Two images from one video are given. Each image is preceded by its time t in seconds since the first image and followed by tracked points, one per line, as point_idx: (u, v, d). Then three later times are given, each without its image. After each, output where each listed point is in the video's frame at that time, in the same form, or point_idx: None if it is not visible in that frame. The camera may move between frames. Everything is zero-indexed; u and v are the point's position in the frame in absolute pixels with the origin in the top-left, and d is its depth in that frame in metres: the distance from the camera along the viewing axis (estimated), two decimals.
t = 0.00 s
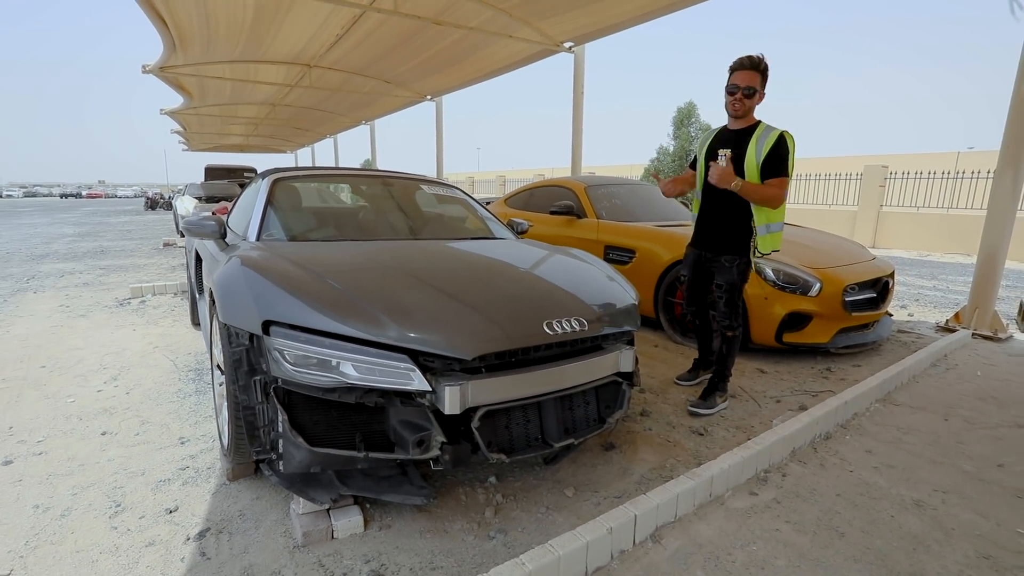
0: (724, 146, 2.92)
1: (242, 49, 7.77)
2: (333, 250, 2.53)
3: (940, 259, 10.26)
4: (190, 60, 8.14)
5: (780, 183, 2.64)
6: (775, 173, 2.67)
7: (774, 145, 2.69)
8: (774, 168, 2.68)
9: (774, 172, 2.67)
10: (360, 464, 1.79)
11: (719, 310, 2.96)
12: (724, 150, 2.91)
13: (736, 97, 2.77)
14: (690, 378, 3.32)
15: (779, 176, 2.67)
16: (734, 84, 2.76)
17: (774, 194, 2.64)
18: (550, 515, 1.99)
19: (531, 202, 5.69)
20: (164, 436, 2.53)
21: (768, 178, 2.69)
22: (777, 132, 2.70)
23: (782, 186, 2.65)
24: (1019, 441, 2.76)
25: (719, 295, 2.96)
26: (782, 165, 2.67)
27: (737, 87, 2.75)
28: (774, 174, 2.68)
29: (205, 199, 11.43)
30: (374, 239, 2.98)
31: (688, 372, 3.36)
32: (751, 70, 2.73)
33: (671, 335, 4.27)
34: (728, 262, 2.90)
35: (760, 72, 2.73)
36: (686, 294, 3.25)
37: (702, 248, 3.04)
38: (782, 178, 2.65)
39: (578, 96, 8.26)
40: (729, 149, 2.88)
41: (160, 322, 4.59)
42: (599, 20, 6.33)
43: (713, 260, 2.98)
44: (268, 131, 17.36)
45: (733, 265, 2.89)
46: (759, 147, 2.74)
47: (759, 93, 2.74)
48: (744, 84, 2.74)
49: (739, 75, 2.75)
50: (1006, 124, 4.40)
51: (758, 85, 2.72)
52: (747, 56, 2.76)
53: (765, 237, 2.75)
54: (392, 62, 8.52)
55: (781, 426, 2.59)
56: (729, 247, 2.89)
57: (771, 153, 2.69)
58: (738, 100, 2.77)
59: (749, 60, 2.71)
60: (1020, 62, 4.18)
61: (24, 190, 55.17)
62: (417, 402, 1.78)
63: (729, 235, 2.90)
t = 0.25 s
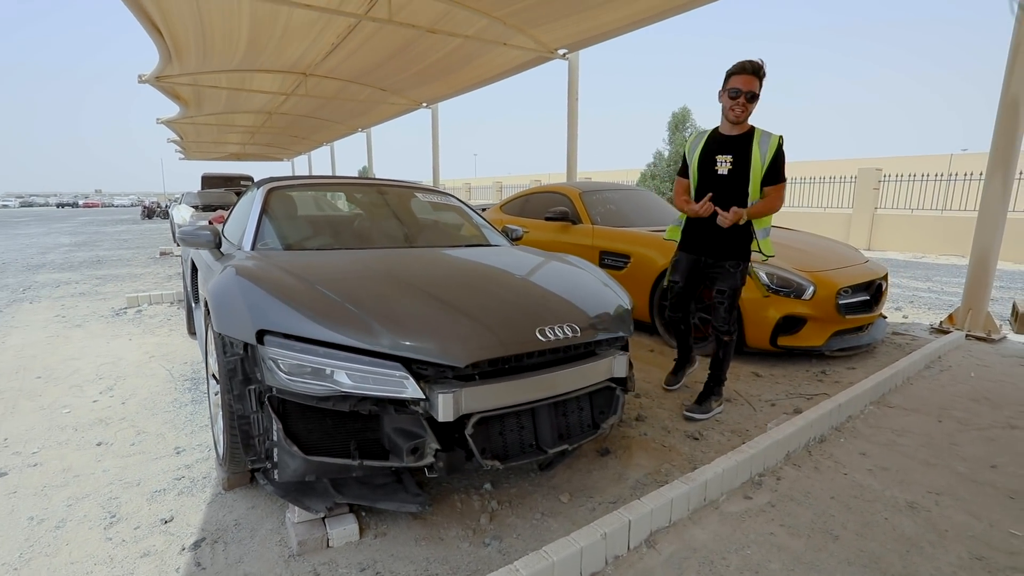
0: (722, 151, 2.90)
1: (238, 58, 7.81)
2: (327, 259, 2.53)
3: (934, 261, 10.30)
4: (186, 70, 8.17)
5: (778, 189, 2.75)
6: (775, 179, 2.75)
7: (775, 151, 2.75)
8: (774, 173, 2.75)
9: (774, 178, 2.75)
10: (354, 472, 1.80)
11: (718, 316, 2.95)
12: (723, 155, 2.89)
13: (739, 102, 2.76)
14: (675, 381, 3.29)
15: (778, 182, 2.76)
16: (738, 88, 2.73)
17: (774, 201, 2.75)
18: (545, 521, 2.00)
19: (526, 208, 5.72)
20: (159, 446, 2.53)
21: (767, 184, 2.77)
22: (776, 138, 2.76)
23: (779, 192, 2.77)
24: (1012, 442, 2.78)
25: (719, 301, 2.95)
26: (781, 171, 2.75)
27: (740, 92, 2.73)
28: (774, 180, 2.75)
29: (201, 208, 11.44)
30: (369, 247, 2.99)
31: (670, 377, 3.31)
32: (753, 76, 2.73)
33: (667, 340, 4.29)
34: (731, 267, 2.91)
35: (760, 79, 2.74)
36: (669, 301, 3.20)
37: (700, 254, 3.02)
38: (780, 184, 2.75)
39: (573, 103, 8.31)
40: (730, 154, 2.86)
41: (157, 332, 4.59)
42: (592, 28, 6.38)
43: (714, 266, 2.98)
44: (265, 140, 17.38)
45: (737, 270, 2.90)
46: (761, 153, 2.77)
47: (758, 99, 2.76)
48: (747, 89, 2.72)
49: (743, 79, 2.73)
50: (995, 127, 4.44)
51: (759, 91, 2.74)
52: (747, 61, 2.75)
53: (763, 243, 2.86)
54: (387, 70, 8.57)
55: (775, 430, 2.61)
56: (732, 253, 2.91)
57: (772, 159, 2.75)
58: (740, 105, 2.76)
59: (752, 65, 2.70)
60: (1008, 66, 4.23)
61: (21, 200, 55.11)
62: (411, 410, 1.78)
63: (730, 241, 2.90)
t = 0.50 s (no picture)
0: (716, 152, 2.90)
1: (236, 60, 7.81)
2: (324, 261, 2.54)
3: (932, 261, 10.32)
4: (185, 72, 8.17)
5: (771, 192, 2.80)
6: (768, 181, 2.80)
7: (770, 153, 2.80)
8: (768, 175, 2.79)
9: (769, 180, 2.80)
10: (351, 474, 1.80)
11: (712, 317, 2.95)
12: (719, 156, 2.89)
13: (735, 104, 2.75)
14: (643, 390, 3.21)
15: (771, 184, 2.81)
16: (731, 91, 2.74)
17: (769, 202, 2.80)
18: (542, 523, 2.01)
19: (524, 209, 5.73)
20: (157, 447, 2.53)
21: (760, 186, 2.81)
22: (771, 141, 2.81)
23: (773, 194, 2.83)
24: (1008, 443, 2.79)
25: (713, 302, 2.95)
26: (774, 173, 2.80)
27: (736, 95, 2.73)
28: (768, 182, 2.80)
29: (200, 209, 11.44)
30: (368, 249, 3.00)
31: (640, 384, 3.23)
32: (746, 79, 2.73)
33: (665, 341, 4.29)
34: (725, 268, 2.91)
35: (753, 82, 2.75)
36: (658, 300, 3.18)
37: (694, 255, 3.01)
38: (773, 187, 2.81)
39: (571, 104, 8.32)
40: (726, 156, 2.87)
41: (155, 333, 4.60)
42: (590, 29, 6.39)
43: (708, 267, 2.98)
44: (264, 141, 17.39)
45: (731, 271, 2.90)
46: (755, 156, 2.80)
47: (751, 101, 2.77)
48: (743, 92, 2.72)
49: (736, 81, 2.73)
50: (992, 129, 4.45)
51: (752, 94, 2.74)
52: (740, 63, 2.75)
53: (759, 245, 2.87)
54: (386, 71, 8.58)
55: (771, 431, 2.61)
56: (727, 254, 2.91)
57: (767, 161, 2.79)
58: (736, 107, 2.76)
59: (745, 68, 2.71)
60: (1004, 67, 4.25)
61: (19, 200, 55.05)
62: (407, 412, 1.79)
63: (724, 242, 2.90)
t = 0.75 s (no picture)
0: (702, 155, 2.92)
1: (236, 56, 7.80)
2: (322, 260, 2.54)
3: (930, 266, 10.35)
4: (185, 68, 8.16)
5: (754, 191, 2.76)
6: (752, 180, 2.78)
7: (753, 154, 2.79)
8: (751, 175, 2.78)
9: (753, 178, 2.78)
10: (346, 474, 1.81)
11: (702, 319, 2.97)
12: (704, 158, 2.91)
13: (714, 108, 2.78)
14: (633, 393, 3.20)
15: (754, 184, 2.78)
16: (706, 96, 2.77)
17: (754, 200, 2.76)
18: (536, 524, 2.01)
19: (523, 210, 5.73)
20: (153, 445, 2.53)
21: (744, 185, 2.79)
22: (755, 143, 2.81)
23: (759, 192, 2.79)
24: (1001, 448, 2.81)
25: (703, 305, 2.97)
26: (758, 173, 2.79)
27: (714, 99, 2.76)
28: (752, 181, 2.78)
29: (198, 206, 11.42)
30: (366, 248, 3.00)
31: (628, 388, 3.20)
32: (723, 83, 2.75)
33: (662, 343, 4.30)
34: (713, 271, 2.93)
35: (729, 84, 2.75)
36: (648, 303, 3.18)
37: (683, 258, 3.01)
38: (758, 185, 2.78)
39: (571, 105, 8.33)
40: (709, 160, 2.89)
41: (152, 330, 4.59)
42: (591, 30, 6.40)
43: (696, 270, 2.99)
44: (263, 138, 17.37)
45: (719, 273, 2.93)
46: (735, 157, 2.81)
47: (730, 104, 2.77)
48: (721, 96, 2.75)
49: (712, 86, 2.76)
50: (989, 134, 4.47)
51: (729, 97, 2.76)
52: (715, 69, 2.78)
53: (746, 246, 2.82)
54: (386, 70, 8.57)
55: (766, 434, 2.62)
56: (715, 257, 2.93)
57: (750, 162, 2.80)
58: (715, 111, 2.78)
59: (719, 73, 2.74)
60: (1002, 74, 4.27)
61: (19, 196, 55.04)
62: (403, 413, 1.80)
63: (710, 244, 2.93)
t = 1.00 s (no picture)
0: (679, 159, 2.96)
1: (237, 58, 7.83)
2: (322, 262, 2.55)
3: (931, 267, 10.35)
4: (187, 70, 8.18)
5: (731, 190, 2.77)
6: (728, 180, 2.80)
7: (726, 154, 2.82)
8: (726, 175, 2.80)
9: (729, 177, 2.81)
10: (348, 474, 1.82)
11: (690, 320, 2.98)
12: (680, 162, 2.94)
13: (681, 116, 2.81)
14: (633, 394, 3.20)
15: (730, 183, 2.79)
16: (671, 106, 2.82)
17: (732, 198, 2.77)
18: (536, 525, 2.02)
19: (524, 211, 5.74)
20: (155, 446, 2.55)
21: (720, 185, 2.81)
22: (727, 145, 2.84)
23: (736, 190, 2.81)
24: (1000, 449, 2.81)
25: (689, 305, 2.98)
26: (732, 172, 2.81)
27: (680, 106, 2.79)
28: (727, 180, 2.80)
29: (200, 207, 11.44)
30: (367, 250, 3.01)
31: (628, 390, 3.21)
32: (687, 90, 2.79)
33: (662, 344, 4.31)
34: (696, 271, 2.93)
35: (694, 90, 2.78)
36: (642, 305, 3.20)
37: (666, 259, 3.02)
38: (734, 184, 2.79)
39: (572, 106, 8.34)
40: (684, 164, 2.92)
41: (154, 331, 4.61)
42: (591, 32, 6.41)
43: (679, 269, 3.00)
44: (265, 139, 17.40)
45: (702, 273, 2.93)
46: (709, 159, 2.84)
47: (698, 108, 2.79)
48: (687, 103, 2.78)
49: (676, 95, 2.81)
50: (989, 136, 4.48)
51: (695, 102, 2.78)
52: (679, 78, 2.82)
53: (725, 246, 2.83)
54: (387, 71, 8.59)
55: (766, 436, 2.63)
56: (697, 256, 2.93)
57: (724, 162, 2.82)
58: (684, 118, 2.81)
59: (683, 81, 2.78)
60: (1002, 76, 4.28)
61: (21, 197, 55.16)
62: (404, 414, 1.80)
63: (692, 244, 2.94)
